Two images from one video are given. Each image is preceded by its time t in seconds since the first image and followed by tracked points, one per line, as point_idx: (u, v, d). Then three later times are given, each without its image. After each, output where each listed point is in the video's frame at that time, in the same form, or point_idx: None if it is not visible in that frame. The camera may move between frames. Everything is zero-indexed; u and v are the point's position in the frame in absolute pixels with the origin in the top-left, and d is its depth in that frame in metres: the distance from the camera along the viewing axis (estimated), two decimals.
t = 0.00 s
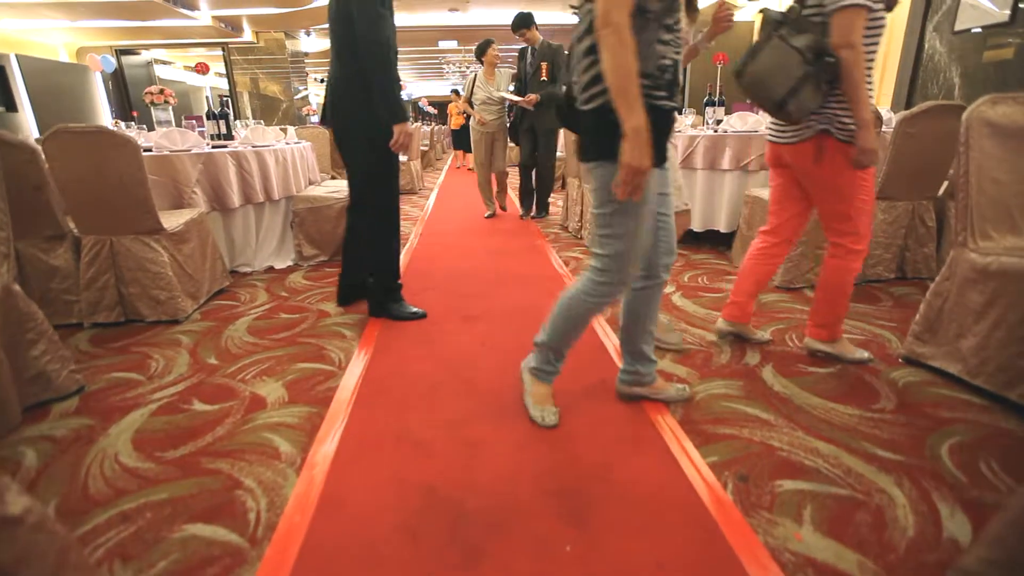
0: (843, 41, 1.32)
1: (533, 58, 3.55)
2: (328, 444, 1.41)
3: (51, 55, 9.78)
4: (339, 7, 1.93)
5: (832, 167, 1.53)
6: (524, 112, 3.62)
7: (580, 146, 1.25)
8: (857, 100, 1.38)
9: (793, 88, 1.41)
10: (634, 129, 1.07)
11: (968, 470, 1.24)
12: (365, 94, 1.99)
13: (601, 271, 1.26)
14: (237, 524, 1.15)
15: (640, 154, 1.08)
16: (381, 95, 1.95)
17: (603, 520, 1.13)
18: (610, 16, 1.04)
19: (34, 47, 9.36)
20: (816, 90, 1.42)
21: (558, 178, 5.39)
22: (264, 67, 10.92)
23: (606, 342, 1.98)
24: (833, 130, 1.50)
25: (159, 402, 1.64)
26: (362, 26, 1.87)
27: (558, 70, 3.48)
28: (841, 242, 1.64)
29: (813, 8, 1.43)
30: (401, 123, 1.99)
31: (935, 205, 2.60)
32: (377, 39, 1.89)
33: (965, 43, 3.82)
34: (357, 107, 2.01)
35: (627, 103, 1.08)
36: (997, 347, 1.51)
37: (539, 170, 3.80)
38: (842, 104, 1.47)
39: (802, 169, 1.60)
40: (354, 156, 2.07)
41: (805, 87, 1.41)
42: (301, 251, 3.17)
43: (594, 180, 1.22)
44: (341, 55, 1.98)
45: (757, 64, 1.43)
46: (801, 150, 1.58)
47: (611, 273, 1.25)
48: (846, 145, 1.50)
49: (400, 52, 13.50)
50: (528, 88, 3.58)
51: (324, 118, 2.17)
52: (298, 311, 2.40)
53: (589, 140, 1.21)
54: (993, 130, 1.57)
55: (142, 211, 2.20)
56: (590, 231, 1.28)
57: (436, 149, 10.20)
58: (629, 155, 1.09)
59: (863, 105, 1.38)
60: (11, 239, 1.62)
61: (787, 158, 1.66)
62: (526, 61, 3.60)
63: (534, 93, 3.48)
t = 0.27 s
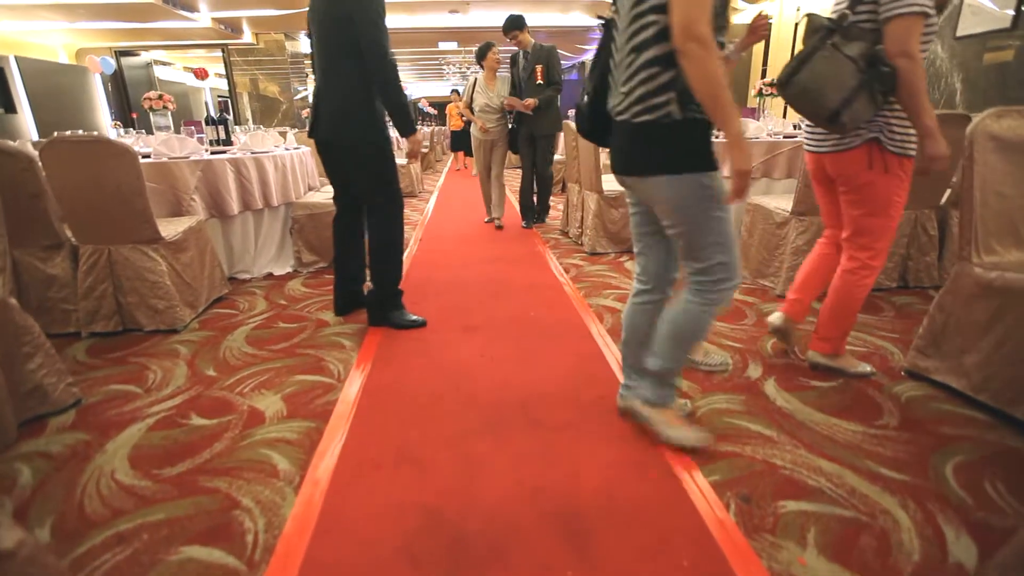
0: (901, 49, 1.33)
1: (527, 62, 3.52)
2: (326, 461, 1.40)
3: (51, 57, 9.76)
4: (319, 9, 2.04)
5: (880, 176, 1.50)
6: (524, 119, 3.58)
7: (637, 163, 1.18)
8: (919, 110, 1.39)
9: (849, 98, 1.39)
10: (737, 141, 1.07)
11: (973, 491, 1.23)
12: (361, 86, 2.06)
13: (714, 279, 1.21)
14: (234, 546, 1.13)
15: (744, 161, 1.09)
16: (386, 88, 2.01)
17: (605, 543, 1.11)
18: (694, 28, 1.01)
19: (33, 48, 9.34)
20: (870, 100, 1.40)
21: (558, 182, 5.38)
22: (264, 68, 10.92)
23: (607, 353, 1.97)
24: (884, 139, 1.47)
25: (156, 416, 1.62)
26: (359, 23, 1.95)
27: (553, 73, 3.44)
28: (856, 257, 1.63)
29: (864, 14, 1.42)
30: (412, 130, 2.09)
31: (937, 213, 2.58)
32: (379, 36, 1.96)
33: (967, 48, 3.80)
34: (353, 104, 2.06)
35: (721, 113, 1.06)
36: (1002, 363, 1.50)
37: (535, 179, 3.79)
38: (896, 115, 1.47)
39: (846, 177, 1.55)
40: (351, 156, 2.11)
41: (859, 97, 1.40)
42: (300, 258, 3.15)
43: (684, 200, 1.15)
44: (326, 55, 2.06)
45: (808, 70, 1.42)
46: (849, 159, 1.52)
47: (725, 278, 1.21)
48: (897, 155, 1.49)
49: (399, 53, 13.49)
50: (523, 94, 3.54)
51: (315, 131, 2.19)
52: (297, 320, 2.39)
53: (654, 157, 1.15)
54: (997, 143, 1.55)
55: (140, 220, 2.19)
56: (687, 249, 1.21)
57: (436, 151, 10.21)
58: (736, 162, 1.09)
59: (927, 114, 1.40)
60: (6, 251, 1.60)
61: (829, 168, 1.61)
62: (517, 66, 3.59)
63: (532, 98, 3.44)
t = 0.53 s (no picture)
0: (930, 62, 1.34)
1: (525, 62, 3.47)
2: (324, 477, 1.39)
3: (50, 59, 9.74)
4: (315, 14, 2.04)
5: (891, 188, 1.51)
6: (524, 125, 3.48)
7: (697, 178, 1.16)
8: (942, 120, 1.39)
9: (879, 109, 1.37)
10: (792, 157, 1.14)
11: (977, 509, 1.22)
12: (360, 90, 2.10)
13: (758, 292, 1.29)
14: (231, 567, 1.12)
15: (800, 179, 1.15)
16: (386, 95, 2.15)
17: (605, 563, 1.10)
18: (769, 50, 1.05)
19: (31, 50, 9.32)
20: (898, 112, 1.39)
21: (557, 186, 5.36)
22: (263, 69, 10.91)
23: (607, 364, 1.95)
24: (901, 152, 1.48)
25: (154, 430, 1.61)
26: (362, 28, 2.02)
27: (552, 74, 3.40)
28: (865, 267, 1.63)
29: (894, 26, 1.43)
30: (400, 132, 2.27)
31: (938, 220, 2.57)
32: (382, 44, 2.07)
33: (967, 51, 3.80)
34: (351, 109, 2.10)
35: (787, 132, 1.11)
36: (1004, 377, 1.50)
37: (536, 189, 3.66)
38: (917, 127, 1.47)
39: (864, 186, 1.57)
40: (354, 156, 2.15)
41: (889, 110, 1.38)
42: (299, 264, 3.14)
43: (746, 217, 1.17)
44: (325, 60, 2.08)
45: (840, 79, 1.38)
46: (867, 169, 1.54)
47: (766, 289, 1.29)
48: (915, 169, 1.48)
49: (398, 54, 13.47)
50: (522, 95, 3.49)
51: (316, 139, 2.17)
52: (296, 329, 2.37)
53: (717, 173, 1.14)
54: (999, 156, 1.54)
55: (137, 229, 2.17)
56: (736, 264, 1.24)
57: (435, 152, 10.18)
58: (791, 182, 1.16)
59: (950, 126, 1.39)
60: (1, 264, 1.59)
61: (848, 180, 1.64)
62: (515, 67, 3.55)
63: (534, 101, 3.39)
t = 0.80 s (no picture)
0: (942, 73, 1.34)
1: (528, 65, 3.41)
2: (325, 493, 1.38)
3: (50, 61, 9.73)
4: (324, 25, 2.09)
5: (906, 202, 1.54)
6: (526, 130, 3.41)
7: (781, 197, 1.18)
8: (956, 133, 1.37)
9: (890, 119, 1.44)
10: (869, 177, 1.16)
11: (982, 528, 1.22)
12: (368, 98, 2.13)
13: (805, 304, 1.34)
14: None
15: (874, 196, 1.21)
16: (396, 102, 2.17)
17: None
18: (854, 73, 1.07)
19: (31, 52, 9.30)
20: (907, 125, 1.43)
21: (558, 189, 5.35)
22: (263, 71, 10.90)
23: (608, 375, 1.94)
24: (921, 167, 1.50)
25: (153, 443, 1.60)
26: (376, 37, 2.07)
27: (556, 79, 3.38)
28: (877, 273, 1.64)
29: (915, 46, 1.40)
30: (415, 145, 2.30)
31: (940, 228, 2.56)
32: (395, 53, 2.10)
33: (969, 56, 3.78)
34: (357, 112, 2.12)
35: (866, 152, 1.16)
36: (1009, 393, 1.49)
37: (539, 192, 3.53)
38: (938, 144, 1.48)
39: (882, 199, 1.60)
40: (359, 162, 2.16)
41: (903, 118, 1.44)
42: (299, 270, 3.13)
43: (814, 233, 1.21)
44: (332, 67, 2.10)
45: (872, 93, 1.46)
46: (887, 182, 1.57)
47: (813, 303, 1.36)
48: (936, 184, 1.50)
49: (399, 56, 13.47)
50: (524, 101, 3.43)
51: (322, 147, 2.15)
52: (296, 337, 2.36)
53: (802, 193, 1.17)
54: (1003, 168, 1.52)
55: (137, 237, 2.16)
56: (793, 276, 1.29)
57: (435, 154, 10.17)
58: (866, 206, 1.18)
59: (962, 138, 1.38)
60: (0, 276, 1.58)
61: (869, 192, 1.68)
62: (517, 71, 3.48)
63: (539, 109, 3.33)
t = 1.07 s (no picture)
0: (956, 80, 1.45)
1: (529, 67, 3.28)
2: (324, 508, 1.37)
3: (50, 63, 9.72)
4: (332, 35, 2.11)
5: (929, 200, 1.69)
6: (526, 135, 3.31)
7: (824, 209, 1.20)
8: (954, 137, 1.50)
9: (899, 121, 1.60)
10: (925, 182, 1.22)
11: (985, 546, 1.21)
12: (372, 107, 2.13)
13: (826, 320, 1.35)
14: None
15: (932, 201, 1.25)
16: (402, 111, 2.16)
17: None
18: (916, 86, 1.11)
19: (31, 54, 9.29)
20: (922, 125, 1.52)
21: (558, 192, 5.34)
22: (263, 72, 10.88)
23: (609, 386, 1.93)
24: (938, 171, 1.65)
25: (152, 456, 1.60)
26: (383, 45, 2.07)
27: (561, 81, 3.27)
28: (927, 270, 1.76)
29: (942, 53, 1.53)
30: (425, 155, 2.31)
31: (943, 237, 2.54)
32: (402, 62, 2.09)
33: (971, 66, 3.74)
34: (366, 116, 2.12)
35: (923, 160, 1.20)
36: (1011, 408, 1.48)
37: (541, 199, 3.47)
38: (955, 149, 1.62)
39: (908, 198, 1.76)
40: (363, 172, 2.16)
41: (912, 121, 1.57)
42: (299, 276, 3.12)
43: (848, 244, 1.23)
44: (341, 72, 2.11)
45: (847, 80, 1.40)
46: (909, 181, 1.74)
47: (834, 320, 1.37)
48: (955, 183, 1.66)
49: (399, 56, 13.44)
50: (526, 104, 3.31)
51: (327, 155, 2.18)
52: (296, 346, 2.36)
53: (846, 204, 1.19)
54: (1006, 182, 1.51)
55: (135, 246, 2.15)
56: (821, 288, 1.31)
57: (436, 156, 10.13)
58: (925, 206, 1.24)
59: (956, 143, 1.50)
60: None
61: (898, 193, 1.85)
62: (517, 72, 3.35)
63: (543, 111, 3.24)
